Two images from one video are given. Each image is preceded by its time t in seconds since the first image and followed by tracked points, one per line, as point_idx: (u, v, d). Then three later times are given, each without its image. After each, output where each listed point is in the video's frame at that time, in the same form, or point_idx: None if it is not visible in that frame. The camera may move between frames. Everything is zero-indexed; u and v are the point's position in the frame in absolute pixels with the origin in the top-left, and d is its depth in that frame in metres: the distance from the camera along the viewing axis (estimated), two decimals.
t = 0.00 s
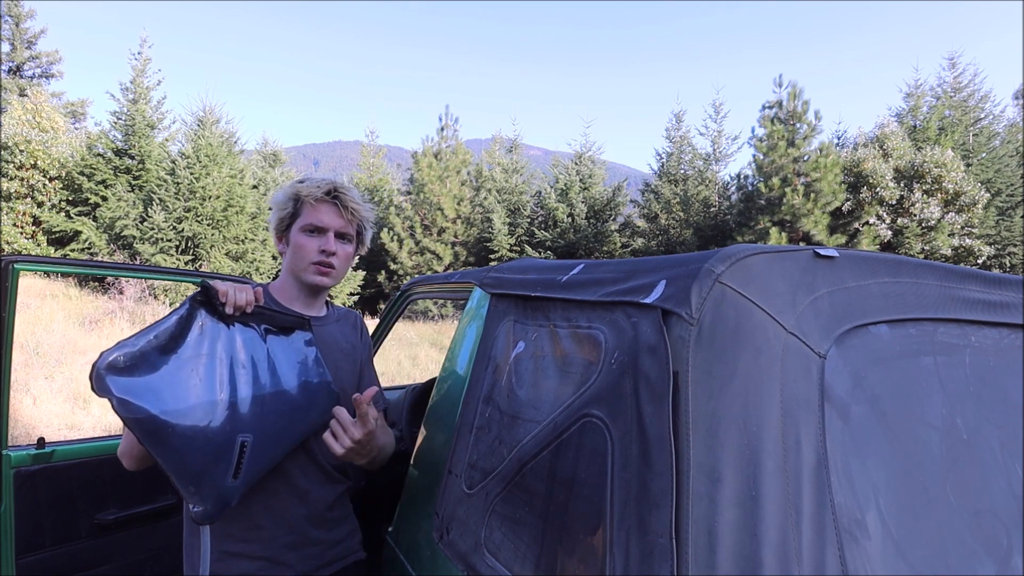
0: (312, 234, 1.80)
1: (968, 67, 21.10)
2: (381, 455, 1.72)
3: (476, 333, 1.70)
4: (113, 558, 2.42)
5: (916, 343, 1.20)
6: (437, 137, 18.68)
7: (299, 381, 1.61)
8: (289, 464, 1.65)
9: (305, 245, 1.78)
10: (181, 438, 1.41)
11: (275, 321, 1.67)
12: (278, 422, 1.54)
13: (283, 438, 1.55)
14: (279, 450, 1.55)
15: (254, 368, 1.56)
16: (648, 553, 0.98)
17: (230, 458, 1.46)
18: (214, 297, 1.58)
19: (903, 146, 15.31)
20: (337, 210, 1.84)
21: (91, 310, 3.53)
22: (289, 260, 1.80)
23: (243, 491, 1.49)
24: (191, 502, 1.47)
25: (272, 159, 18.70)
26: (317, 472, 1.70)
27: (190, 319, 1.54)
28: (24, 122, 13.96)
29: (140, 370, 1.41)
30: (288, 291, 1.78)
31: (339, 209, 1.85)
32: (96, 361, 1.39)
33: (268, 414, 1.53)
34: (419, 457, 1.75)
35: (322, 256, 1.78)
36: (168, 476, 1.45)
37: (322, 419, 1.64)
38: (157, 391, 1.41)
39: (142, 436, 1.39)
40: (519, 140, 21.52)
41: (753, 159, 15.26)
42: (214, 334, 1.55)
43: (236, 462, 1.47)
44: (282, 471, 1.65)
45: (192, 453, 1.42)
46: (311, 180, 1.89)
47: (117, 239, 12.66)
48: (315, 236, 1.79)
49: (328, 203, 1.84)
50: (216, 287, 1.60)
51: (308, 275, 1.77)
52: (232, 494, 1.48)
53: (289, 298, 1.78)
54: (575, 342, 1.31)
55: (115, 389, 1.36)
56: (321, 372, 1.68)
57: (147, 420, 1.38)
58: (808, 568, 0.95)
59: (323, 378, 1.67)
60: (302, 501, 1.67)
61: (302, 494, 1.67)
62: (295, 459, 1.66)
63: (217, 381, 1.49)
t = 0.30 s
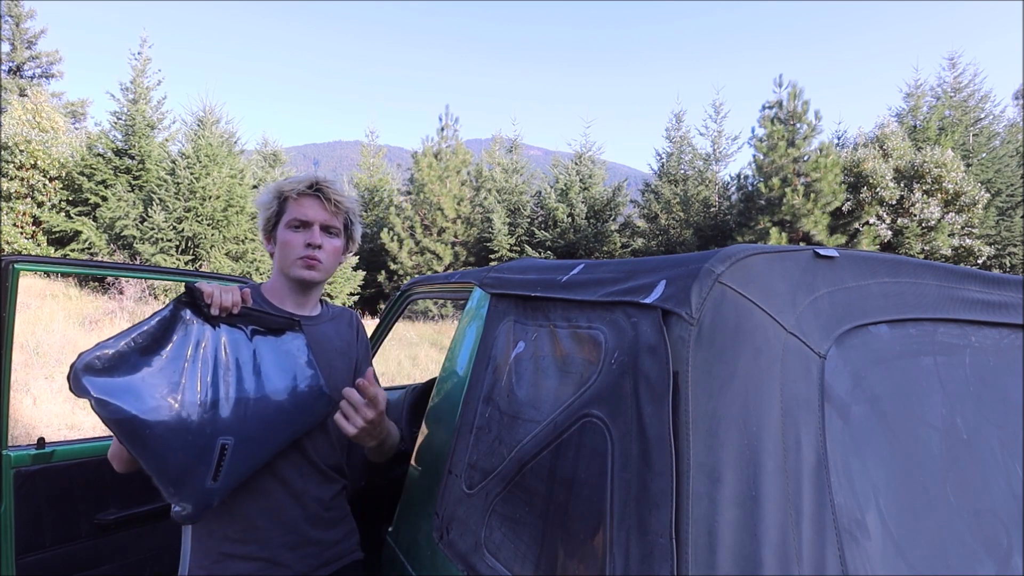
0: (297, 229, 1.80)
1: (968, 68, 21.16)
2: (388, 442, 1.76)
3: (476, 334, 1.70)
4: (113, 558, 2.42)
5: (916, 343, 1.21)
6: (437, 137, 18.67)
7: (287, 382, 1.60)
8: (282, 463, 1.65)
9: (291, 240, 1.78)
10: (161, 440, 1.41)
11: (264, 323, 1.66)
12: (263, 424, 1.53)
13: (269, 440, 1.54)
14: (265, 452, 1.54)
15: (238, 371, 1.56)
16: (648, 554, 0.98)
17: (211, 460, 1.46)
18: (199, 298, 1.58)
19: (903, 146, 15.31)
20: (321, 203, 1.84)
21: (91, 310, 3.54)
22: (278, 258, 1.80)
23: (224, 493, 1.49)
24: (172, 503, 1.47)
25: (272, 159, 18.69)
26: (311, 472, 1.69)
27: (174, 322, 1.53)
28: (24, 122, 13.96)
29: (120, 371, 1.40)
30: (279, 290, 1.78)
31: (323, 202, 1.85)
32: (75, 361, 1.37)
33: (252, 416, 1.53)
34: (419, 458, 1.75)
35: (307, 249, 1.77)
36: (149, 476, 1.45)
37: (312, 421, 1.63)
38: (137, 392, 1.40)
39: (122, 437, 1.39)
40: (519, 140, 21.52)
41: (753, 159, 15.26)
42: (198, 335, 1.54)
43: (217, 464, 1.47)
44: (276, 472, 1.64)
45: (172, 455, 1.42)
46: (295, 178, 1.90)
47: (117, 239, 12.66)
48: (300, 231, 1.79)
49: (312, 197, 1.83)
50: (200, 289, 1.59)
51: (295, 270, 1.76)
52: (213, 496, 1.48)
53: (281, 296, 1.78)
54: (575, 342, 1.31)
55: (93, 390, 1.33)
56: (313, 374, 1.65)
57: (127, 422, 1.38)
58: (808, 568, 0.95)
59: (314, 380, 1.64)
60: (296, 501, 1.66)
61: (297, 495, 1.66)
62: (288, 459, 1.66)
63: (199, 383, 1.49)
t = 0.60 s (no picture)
0: (277, 229, 1.77)
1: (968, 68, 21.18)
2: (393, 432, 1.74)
3: (476, 334, 1.70)
4: (113, 558, 2.42)
5: (916, 343, 1.20)
6: (437, 137, 18.66)
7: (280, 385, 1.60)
8: (279, 463, 1.64)
9: (272, 241, 1.76)
10: (151, 443, 1.42)
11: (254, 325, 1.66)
12: (255, 428, 1.52)
13: (263, 443, 1.53)
14: (257, 454, 1.53)
15: (229, 373, 1.57)
16: (648, 554, 0.98)
17: (203, 461, 1.47)
18: (187, 302, 1.57)
19: (903, 146, 15.31)
20: (299, 199, 1.78)
21: (92, 310, 3.55)
22: (265, 259, 1.79)
23: (217, 495, 1.50)
24: (166, 506, 1.48)
25: (272, 159, 18.70)
26: (309, 472, 1.69)
27: (163, 326, 1.54)
28: (24, 122, 13.95)
29: (109, 375, 1.41)
30: (268, 291, 1.78)
31: (302, 198, 1.79)
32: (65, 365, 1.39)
33: (244, 419, 1.52)
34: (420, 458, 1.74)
35: (287, 249, 1.74)
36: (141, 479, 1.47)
37: (308, 422, 1.61)
38: (126, 396, 1.41)
39: (112, 442, 1.41)
40: (519, 140, 21.51)
41: (753, 159, 15.25)
42: (186, 338, 1.55)
43: (208, 466, 1.47)
44: (272, 472, 1.64)
45: (163, 459, 1.43)
46: (276, 176, 1.86)
47: (117, 239, 12.66)
48: (280, 231, 1.76)
49: (289, 195, 1.78)
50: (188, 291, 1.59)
51: (277, 271, 1.74)
52: (206, 499, 1.49)
53: (270, 296, 1.78)
54: (575, 342, 1.31)
55: (81, 395, 1.35)
56: (308, 378, 1.65)
57: (117, 426, 1.39)
58: (808, 567, 0.95)
59: (309, 381, 1.64)
60: (294, 501, 1.66)
61: (295, 495, 1.66)
62: (285, 459, 1.65)
63: (190, 385, 1.50)
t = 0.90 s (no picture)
0: (282, 231, 1.77)
1: (968, 69, 21.18)
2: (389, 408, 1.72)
3: (476, 333, 1.70)
4: (113, 558, 2.42)
5: (916, 343, 1.20)
6: (437, 137, 18.66)
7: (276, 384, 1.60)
8: (277, 462, 1.64)
9: (275, 243, 1.76)
10: (145, 442, 1.41)
11: (250, 328, 1.66)
12: (251, 427, 1.52)
13: (258, 442, 1.53)
14: (253, 454, 1.53)
15: (224, 373, 1.56)
16: (648, 554, 0.98)
17: (196, 461, 1.47)
18: (182, 303, 1.58)
19: (903, 146, 15.32)
20: (306, 204, 1.79)
21: (92, 310, 3.55)
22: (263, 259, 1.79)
23: (212, 494, 1.50)
24: (161, 505, 1.49)
25: (272, 159, 18.70)
26: (309, 471, 1.68)
27: (157, 326, 1.54)
28: (24, 122, 13.94)
29: (103, 374, 1.41)
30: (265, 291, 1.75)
31: (308, 203, 1.80)
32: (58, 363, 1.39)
33: (239, 419, 1.52)
34: (421, 458, 1.74)
35: (292, 254, 1.75)
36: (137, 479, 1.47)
37: (305, 422, 1.61)
38: (120, 395, 1.41)
39: (107, 440, 1.41)
40: (519, 140, 21.50)
41: (753, 159, 15.25)
42: (182, 338, 1.55)
43: (202, 465, 1.47)
44: (271, 471, 1.64)
45: (157, 458, 1.43)
46: (281, 175, 1.85)
47: (117, 239, 12.67)
48: (284, 232, 1.76)
49: (296, 198, 1.79)
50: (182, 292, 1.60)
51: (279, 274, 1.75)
52: (201, 498, 1.49)
53: (268, 299, 1.74)
54: (575, 342, 1.31)
55: (76, 393, 1.35)
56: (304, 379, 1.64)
57: (111, 425, 1.39)
58: (807, 568, 0.95)
59: (305, 382, 1.64)
60: (293, 501, 1.66)
61: (295, 495, 1.66)
62: (284, 458, 1.65)
63: (184, 385, 1.50)
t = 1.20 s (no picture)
0: (288, 234, 1.76)
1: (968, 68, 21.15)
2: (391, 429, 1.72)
3: (476, 333, 1.70)
4: (113, 558, 2.42)
5: (916, 343, 1.21)
6: (438, 137, 18.66)
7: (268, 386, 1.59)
8: (276, 464, 1.64)
9: (281, 244, 1.75)
10: (135, 440, 1.42)
11: (249, 329, 1.66)
12: (244, 429, 1.52)
13: (250, 444, 1.53)
14: (244, 456, 1.53)
15: (219, 374, 1.56)
16: (648, 554, 0.98)
17: (185, 461, 1.47)
18: (179, 302, 1.59)
19: (903, 146, 15.32)
20: (314, 208, 1.79)
21: (92, 310, 3.55)
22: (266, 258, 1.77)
23: (201, 495, 1.50)
24: (153, 503, 1.50)
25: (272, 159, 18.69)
26: (308, 473, 1.68)
27: (154, 325, 1.54)
28: (24, 122, 13.94)
29: (97, 373, 1.42)
30: (266, 291, 1.76)
31: (316, 206, 1.80)
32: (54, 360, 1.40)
33: (232, 420, 1.52)
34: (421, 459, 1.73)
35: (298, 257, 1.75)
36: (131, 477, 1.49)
37: (303, 425, 1.61)
38: (114, 393, 1.42)
39: (99, 437, 1.42)
40: (519, 140, 21.50)
41: (753, 159, 15.25)
42: (178, 338, 1.56)
43: (191, 466, 1.48)
44: (269, 473, 1.64)
45: (149, 456, 1.44)
46: (289, 175, 1.83)
47: (117, 239, 12.68)
48: (291, 234, 1.75)
49: (304, 201, 1.78)
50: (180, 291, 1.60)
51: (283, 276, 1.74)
52: (190, 499, 1.49)
53: (269, 298, 1.76)
54: (575, 342, 1.31)
55: (69, 390, 1.36)
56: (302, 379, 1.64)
57: (102, 422, 1.40)
58: (808, 568, 0.95)
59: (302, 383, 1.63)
60: (293, 502, 1.66)
61: (294, 497, 1.66)
62: (282, 460, 1.65)
63: (178, 384, 1.50)
